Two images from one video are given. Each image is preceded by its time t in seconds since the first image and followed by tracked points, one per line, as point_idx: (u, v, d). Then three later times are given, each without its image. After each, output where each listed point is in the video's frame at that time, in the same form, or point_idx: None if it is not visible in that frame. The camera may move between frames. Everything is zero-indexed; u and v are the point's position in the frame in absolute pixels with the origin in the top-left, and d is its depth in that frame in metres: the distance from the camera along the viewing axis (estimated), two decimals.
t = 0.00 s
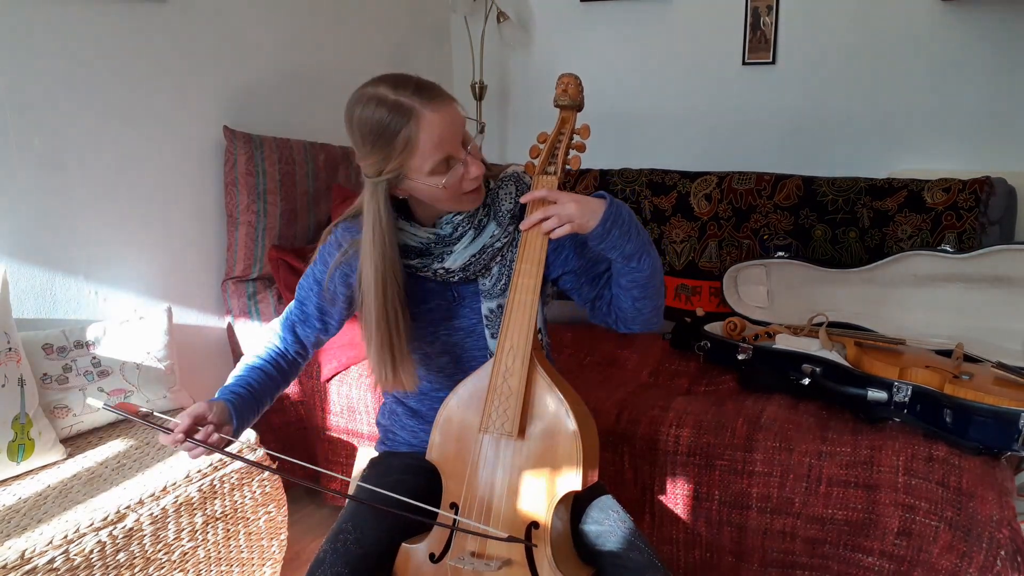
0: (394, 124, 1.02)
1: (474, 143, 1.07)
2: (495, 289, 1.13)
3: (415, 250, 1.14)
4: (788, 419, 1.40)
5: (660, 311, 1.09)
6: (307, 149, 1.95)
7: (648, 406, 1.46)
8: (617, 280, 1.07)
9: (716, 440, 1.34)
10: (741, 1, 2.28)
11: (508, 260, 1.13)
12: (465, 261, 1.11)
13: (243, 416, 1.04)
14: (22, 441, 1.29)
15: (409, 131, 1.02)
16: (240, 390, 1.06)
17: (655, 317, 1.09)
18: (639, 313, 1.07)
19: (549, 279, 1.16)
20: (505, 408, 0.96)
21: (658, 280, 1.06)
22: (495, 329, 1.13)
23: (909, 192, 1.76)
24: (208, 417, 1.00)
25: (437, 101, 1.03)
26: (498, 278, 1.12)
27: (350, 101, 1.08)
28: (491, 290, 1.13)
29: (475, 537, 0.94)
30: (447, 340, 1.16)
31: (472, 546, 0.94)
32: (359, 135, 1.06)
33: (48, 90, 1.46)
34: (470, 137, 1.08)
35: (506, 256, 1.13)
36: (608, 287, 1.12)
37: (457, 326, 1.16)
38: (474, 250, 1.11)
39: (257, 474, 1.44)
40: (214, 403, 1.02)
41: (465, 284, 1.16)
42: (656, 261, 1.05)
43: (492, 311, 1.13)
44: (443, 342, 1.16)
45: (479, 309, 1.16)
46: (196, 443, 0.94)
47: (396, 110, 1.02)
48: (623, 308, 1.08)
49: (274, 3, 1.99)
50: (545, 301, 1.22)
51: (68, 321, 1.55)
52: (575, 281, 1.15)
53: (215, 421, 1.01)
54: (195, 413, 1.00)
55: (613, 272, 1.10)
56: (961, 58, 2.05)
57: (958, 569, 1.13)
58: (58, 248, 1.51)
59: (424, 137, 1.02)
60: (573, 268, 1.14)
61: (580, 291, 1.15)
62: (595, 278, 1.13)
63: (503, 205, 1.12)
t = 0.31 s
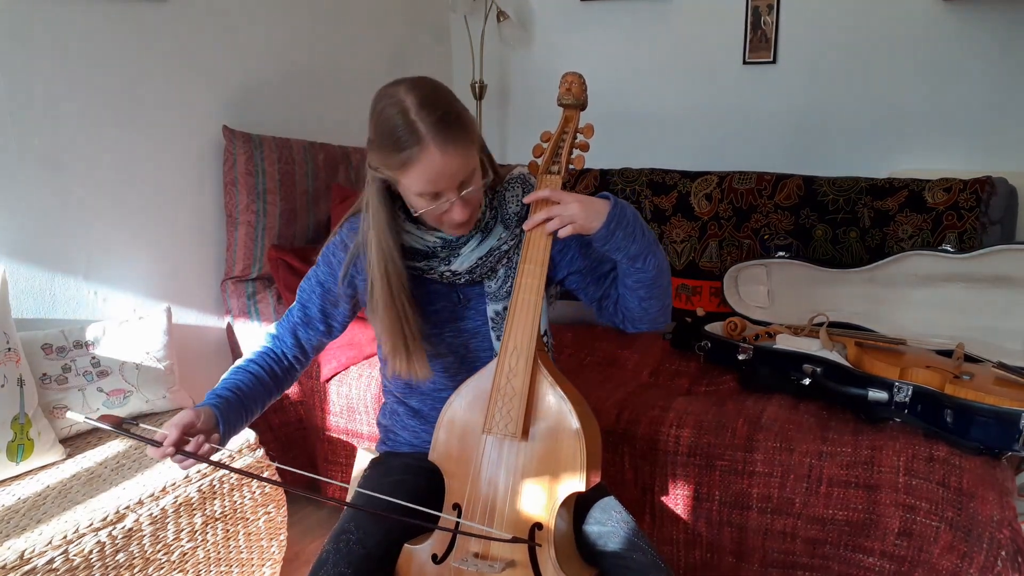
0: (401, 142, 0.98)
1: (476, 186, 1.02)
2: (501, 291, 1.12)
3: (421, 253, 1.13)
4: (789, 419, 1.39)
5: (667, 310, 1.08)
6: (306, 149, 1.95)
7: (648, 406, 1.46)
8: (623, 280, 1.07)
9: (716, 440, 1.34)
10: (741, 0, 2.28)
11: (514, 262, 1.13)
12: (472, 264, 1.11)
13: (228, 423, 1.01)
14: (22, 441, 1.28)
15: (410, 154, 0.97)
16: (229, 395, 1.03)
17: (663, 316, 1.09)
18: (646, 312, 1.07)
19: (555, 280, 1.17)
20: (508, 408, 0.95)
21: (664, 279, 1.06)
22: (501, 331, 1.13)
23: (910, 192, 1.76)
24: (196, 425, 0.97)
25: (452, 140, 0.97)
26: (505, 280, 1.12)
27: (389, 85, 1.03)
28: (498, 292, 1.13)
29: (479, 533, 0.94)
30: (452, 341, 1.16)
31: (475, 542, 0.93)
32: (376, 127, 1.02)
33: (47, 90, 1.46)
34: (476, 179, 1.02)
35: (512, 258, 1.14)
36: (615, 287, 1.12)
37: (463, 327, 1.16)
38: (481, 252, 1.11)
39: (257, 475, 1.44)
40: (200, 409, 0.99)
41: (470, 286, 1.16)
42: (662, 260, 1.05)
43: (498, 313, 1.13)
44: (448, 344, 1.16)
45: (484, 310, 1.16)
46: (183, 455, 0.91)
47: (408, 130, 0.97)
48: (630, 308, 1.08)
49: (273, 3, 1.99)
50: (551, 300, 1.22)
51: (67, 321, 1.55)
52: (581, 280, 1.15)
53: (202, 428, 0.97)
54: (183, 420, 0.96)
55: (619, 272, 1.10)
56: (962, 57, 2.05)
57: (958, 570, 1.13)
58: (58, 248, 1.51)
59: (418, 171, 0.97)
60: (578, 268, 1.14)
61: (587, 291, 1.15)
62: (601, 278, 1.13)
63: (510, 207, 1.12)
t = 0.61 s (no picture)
0: (402, 144, 0.98)
1: (472, 198, 1.03)
2: (501, 294, 1.14)
3: (422, 255, 1.13)
4: (789, 419, 1.40)
5: (668, 312, 1.08)
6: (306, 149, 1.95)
7: (648, 406, 1.46)
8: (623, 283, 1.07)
9: (716, 440, 1.34)
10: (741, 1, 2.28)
11: (514, 265, 1.15)
12: (473, 266, 1.12)
13: (220, 435, 0.96)
14: (22, 441, 1.28)
15: (409, 159, 0.98)
16: (221, 406, 0.98)
17: (664, 318, 1.09)
18: (646, 314, 1.07)
19: (556, 282, 1.17)
20: (508, 408, 0.95)
21: (664, 280, 1.06)
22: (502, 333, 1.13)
23: (909, 192, 1.76)
24: (186, 441, 0.91)
25: (453, 150, 0.98)
26: (505, 283, 1.13)
27: (401, 84, 1.03)
28: (498, 295, 1.13)
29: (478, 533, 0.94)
30: (452, 343, 1.15)
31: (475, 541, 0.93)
32: (381, 123, 1.02)
33: (48, 91, 1.46)
34: (472, 191, 1.03)
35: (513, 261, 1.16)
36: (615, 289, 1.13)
37: (461, 329, 1.16)
38: (482, 255, 1.12)
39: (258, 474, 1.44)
40: (188, 423, 0.93)
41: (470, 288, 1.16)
42: (662, 262, 1.05)
43: (498, 316, 1.14)
44: (448, 346, 1.15)
45: (485, 312, 1.16)
46: (177, 475, 0.87)
47: (412, 134, 0.97)
48: (630, 310, 1.08)
49: (274, 3, 1.99)
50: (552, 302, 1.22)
51: (68, 321, 1.55)
52: (581, 282, 1.15)
53: (193, 444, 0.92)
54: (172, 437, 0.90)
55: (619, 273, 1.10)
56: (961, 57, 2.05)
57: (958, 569, 1.13)
58: (58, 248, 1.51)
59: (415, 177, 0.98)
60: (577, 269, 1.14)
61: (588, 292, 1.16)
62: (601, 279, 1.13)
63: (511, 211, 1.13)
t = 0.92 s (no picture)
0: (402, 137, 0.98)
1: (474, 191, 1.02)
2: (501, 293, 1.14)
3: (422, 254, 1.13)
4: (789, 419, 1.40)
5: (669, 309, 1.09)
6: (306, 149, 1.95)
7: (649, 406, 1.46)
8: (623, 282, 1.07)
9: (716, 440, 1.34)
10: (741, 1, 2.28)
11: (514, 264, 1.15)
12: (472, 266, 1.12)
13: (219, 442, 0.94)
14: (22, 441, 1.28)
15: (410, 151, 0.98)
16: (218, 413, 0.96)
17: (664, 316, 1.09)
18: (646, 313, 1.07)
19: (556, 281, 1.17)
20: (509, 409, 0.95)
21: (665, 279, 1.06)
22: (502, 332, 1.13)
23: (909, 192, 1.76)
24: (182, 451, 0.89)
25: (453, 141, 0.97)
26: (505, 282, 1.13)
27: (401, 79, 1.03)
28: (498, 294, 1.14)
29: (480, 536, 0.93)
30: (453, 342, 1.16)
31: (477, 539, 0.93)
32: (383, 118, 1.02)
33: (48, 90, 1.46)
34: (474, 183, 1.02)
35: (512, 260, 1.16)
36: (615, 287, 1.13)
37: (463, 328, 1.16)
38: (482, 254, 1.12)
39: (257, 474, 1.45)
40: (184, 433, 0.91)
41: (471, 287, 1.16)
42: (662, 260, 1.05)
43: (498, 315, 1.14)
44: (448, 345, 1.16)
45: (485, 312, 1.16)
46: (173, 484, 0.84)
47: (412, 126, 0.97)
48: (631, 308, 1.08)
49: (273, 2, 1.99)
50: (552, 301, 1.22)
51: (68, 321, 1.55)
52: (581, 281, 1.15)
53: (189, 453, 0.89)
54: (167, 447, 0.87)
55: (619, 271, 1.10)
56: (961, 57, 2.05)
57: (958, 570, 1.13)
58: (58, 248, 1.51)
59: (416, 169, 0.97)
60: (577, 267, 1.14)
61: (587, 291, 1.16)
62: (601, 278, 1.13)
63: (510, 210, 1.14)
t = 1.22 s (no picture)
0: (400, 106, 1.01)
1: (480, 142, 1.04)
2: (503, 287, 1.14)
3: (424, 249, 1.13)
4: (789, 419, 1.40)
5: (671, 305, 1.09)
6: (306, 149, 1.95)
7: (648, 406, 1.46)
8: (626, 278, 1.07)
9: (716, 440, 1.34)
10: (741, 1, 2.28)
11: (515, 257, 1.14)
12: (473, 259, 1.10)
13: (232, 461, 0.91)
14: (22, 441, 1.28)
15: (412, 115, 1.00)
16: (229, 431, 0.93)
17: (666, 311, 1.09)
18: (649, 308, 1.07)
19: (557, 276, 1.17)
20: (514, 410, 0.95)
21: (668, 276, 1.06)
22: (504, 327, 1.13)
23: (909, 192, 1.76)
24: (194, 474, 0.85)
25: (449, 91, 1.01)
26: (507, 276, 1.13)
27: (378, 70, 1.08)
28: (500, 288, 1.14)
29: (488, 537, 0.93)
30: (455, 338, 1.16)
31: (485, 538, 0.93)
32: (372, 108, 1.06)
33: (47, 90, 1.46)
34: (479, 135, 1.05)
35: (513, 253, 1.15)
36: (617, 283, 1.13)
37: (466, 324, 1.16)
38: (482, 248, 1.10)
39: (257, 474, 1.45)
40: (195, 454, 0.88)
41: (473, 282, 1.16)
42: (665, 257, 1.05)
43: (501, 309, 1.13)
44: (451, 342, 1.15)
45: (487, 307, 1.16)
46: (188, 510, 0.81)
47: (405, 92, 1.00)
48: (633, 304, 1.08)
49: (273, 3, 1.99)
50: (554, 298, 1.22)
51: (68, 321, 1.55)
52: (582, 275, 1.15)
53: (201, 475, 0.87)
54: (178, 471, 0.84)
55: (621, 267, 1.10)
56: (961, 58, 2.05)
57: (958, 570, 1.13)
58: (58, 248, 1.51)
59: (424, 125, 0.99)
60: (580, 262, 1.14)
61: (589, 286, 1.15)
62: (603, 272, 1.13)
63: (510, 202, 1.12)
